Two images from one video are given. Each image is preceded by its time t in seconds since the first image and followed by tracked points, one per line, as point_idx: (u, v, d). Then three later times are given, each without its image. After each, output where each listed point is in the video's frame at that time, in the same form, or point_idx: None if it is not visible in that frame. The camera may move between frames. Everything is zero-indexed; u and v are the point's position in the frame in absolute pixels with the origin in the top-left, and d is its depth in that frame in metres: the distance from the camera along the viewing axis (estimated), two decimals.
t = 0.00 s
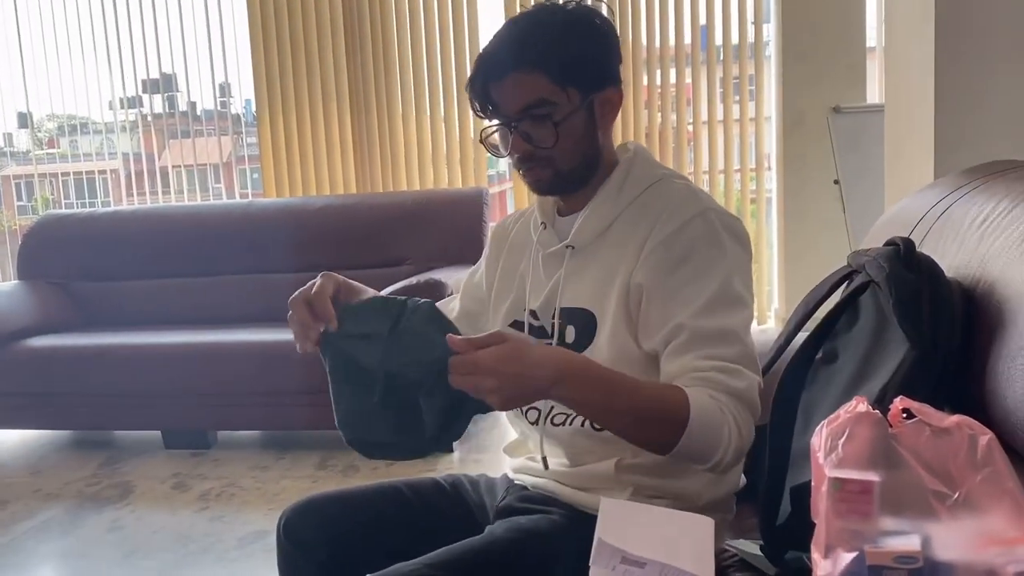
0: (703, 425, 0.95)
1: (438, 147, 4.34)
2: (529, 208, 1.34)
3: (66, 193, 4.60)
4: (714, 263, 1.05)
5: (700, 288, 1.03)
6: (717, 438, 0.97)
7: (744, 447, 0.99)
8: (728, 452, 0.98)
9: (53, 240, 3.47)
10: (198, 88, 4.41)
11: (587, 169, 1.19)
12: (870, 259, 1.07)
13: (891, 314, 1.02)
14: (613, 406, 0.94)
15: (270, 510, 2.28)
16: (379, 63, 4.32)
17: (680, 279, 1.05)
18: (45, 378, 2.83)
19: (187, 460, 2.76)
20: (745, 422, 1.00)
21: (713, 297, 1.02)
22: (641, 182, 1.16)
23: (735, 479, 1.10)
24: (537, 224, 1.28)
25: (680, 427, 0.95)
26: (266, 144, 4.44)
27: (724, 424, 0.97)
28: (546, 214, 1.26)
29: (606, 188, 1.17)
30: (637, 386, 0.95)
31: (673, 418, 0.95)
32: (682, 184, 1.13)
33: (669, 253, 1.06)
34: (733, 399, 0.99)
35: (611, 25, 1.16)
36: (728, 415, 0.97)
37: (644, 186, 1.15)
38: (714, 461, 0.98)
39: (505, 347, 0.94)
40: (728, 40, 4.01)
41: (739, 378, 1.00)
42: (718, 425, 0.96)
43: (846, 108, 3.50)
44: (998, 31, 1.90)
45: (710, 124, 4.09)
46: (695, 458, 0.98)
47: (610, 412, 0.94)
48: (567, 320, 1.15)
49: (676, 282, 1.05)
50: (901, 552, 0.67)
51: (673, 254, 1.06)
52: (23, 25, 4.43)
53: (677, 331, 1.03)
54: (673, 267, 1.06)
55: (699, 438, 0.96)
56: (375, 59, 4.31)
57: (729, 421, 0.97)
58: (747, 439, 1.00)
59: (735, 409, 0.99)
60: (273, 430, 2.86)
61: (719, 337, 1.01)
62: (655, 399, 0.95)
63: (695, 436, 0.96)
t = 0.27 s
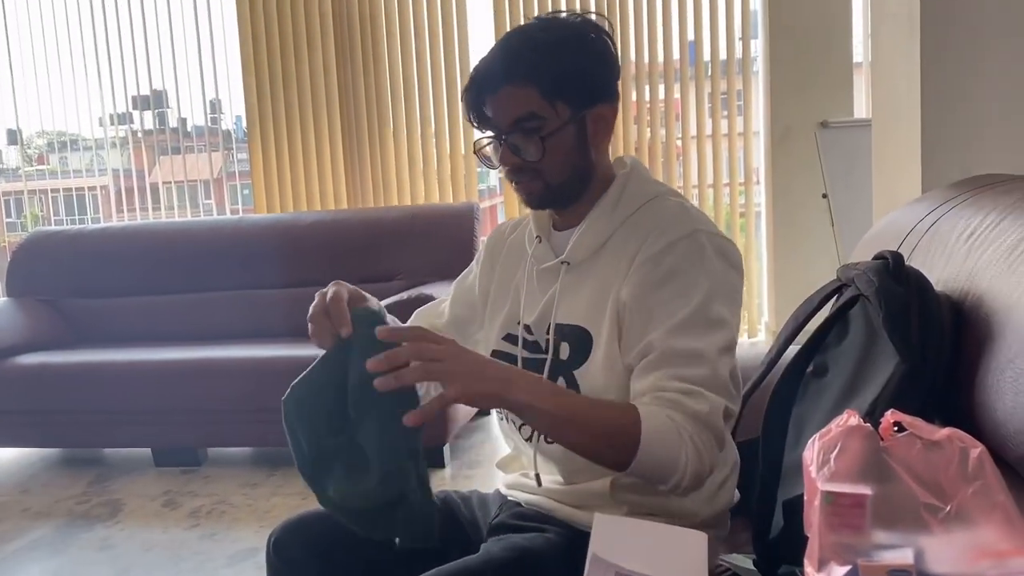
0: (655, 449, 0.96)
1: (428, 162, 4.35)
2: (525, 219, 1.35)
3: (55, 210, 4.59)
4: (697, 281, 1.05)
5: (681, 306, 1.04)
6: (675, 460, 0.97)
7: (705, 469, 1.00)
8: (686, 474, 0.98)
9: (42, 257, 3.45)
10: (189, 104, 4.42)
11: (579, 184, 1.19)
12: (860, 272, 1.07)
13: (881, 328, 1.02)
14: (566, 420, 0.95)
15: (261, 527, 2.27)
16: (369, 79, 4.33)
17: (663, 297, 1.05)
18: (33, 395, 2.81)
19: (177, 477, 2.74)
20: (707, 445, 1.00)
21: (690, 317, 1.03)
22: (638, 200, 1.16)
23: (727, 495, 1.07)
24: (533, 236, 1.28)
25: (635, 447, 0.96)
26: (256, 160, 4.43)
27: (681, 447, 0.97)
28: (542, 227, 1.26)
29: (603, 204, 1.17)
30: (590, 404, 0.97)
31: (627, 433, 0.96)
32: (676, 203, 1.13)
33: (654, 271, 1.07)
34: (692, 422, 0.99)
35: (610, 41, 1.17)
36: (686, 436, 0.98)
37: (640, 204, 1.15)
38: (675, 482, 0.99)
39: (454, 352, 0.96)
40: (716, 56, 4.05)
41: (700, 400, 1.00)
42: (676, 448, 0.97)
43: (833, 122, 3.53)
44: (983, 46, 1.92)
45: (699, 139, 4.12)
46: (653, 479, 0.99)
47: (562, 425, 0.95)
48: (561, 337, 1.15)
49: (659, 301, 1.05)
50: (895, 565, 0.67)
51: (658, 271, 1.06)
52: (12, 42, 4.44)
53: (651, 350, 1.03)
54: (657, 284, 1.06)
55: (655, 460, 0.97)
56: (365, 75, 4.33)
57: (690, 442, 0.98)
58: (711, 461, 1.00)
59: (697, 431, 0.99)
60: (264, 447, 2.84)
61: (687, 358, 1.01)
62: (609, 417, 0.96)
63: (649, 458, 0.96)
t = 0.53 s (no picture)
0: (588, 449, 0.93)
1: (421, 176, 4.34)
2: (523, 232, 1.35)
3: (46, 225, 4.62)
4: (675, 289, 1.04)
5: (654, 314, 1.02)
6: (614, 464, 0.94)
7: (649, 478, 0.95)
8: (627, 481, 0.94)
9: (34, 272, 3.43)
10: (181, 119, 4.42)
11: (570, 196, 1.19)
12: (854, 285, 1.08)
13: (874, 340, 1.02)
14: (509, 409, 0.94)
15: (253, 544, 2.25)
16: (362, 93, 4.33)
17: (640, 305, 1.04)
18: (24, 412, 2.79)
19: (169, 494, 2.72)
20: (655, 455, 0.95)
21: (660, 324, 1.01)
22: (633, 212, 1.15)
23: (726, 514, 1.06)
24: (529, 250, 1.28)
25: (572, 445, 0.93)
26: (249, 174, 4.42)
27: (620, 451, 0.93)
28: (539, 240, 1.26)
29: (593, 220, 1.17)
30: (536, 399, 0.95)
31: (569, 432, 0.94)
32: (667, 217, 1.12)
33: (635, 279, 1.06)
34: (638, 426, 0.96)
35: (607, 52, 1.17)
36: (628, 441, 0.94)
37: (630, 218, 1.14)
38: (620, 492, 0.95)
39: (407, 336, 0.97)
40: (707, 69, 4.07)
41: (653, 406, 0.96)
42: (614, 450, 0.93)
43: (825, 134, 3.55)
44: (973, 59, 1.94)
45: (692, 152, 4.13)
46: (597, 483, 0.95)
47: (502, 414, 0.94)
48: (554, 352, 1.15)
49: (637, 309, 1.04)
50: None
51: (637, 279, 1.06)
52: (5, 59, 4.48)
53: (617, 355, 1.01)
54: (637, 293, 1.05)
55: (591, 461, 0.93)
56: (358, 89, 4.33)
57: (631, 449, 0.94)
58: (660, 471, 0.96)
59: (644, 437, 0.95)
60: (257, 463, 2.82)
61: (644, 362, 0.99)
62: (551, 411, 0.94)
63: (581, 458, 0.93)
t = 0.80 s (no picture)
0: (581, 458, 0.90)
1: (416, 187, 4.35)
2: (516, 244, 1.35)
3: (39, 237, 4.61)
4: (666, 301, 1.02)
5: (646, 324, 1.01)
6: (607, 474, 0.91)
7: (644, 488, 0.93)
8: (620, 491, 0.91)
9: (27, 284, 3.42)
10: (175, 130, 4.42)
11: (559, 208, 1.19)
12: (848, 294, 1.08)
13: (869, 350, 1.03)
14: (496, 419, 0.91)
15: (248, 557, 2.23)
16: (357, 104, 4.34)
17: (633, 315, 1.03)
18: (16, 425, 2.77)
19: (163, 507, 2.70)
20: (649, 463, 0.93)
21: (652, 335, 0.99)
22: (625, 224, 1.15)
23: (724, 522, 1.07)
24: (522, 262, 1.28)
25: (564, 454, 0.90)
26: (243, 185, 4.42)
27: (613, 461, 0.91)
28: (531, 253, 1.27)
29: (584, 232, 1.17)
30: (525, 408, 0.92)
31: (559, 440, 0.91)
32: (658, 229, 1.12)
33: (626, 291, 1.05)
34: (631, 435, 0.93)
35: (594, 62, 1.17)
36: (622, 451, 0.92)
37: (621, 230, 1.15)
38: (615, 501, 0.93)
39: (397, 350, 0.95)
40: (700, 79, 4.09)
41: (645, 414, 0.94)
42: (608, 461, 0.91)
43: (818, 143, 3.57)
44: (964, 69, 1.95)
45: (685, 161, 4.15)
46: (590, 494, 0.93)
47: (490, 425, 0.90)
48: (546, 366, 1.15)
49: (628, 322, 1.03)
50: None
51: (629, 291, 1.05)
52: None
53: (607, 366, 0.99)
54: (628, 305, 1.04)
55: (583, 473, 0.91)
56: (352, 100, 4.33)
57: (626, 458, 0.91)
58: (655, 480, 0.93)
59: (638, 446, 0.93)
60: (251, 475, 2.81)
61: (636, 372, 0.97)
62: (543, 420, 0.92)
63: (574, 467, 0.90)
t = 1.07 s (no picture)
0: (591, 399, 0.89)
1: (412, 193, 4.35)
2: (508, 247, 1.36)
3: (35, 244, 4.61)
4: (674, 281, 1.02)
5: (658, 295, 1.01)
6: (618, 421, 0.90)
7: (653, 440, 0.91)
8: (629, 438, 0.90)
9: (22, 291, 3.41)
10: (171, 136, 4.42)
11: (551, 221, 1.18)
12: (844, 297, 1.08)
13: (865, 352, 1.03)
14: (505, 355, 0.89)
15: (245, 564, 2.22)
16: (353, 110, 4.34)
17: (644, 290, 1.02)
18: (12, 432, 2.76)
19: (160, 514, 2.69)
20: (662, 415, 0.92)
21: (663, 306, 0.99)
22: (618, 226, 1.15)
23: (720, 527, 1.07)
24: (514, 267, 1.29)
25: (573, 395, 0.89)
26: (239, 191, 4.42)
27: (627, 406, 0.90)
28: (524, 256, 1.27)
29: (579, 231, 1.17)
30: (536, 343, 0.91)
31: (569, 380, 0.89)
32: (658, 226, 1.12)
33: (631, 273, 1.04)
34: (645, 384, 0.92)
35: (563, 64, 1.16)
36: (637, 397, 0.91)
37: (616, 230, 1.15)
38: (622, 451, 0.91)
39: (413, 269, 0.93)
40: (696, 84, 4.10)
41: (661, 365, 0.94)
42: (621, 407, 0.89)
43: (814, 147, 3.57)
44: (959, 72, 1.96)
45: (681, 166, 4.16)
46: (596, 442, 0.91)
47: (498, 354, 0.88)
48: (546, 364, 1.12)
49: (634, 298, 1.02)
50: None
51: (637, 271, 1.04)
52: None
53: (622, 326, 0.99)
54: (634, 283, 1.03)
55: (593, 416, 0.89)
56: (348, 106, 4.33)
57: (639, 404, 0.90)
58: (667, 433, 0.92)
59: (654, 395, 0.92)
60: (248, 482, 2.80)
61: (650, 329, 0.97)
62: (550, 360, 0.90)
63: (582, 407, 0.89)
